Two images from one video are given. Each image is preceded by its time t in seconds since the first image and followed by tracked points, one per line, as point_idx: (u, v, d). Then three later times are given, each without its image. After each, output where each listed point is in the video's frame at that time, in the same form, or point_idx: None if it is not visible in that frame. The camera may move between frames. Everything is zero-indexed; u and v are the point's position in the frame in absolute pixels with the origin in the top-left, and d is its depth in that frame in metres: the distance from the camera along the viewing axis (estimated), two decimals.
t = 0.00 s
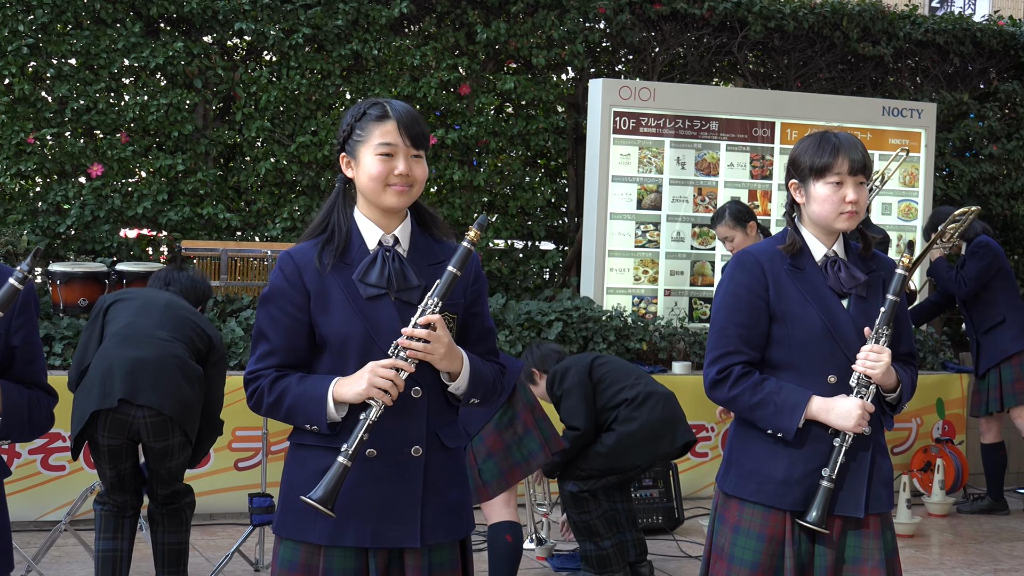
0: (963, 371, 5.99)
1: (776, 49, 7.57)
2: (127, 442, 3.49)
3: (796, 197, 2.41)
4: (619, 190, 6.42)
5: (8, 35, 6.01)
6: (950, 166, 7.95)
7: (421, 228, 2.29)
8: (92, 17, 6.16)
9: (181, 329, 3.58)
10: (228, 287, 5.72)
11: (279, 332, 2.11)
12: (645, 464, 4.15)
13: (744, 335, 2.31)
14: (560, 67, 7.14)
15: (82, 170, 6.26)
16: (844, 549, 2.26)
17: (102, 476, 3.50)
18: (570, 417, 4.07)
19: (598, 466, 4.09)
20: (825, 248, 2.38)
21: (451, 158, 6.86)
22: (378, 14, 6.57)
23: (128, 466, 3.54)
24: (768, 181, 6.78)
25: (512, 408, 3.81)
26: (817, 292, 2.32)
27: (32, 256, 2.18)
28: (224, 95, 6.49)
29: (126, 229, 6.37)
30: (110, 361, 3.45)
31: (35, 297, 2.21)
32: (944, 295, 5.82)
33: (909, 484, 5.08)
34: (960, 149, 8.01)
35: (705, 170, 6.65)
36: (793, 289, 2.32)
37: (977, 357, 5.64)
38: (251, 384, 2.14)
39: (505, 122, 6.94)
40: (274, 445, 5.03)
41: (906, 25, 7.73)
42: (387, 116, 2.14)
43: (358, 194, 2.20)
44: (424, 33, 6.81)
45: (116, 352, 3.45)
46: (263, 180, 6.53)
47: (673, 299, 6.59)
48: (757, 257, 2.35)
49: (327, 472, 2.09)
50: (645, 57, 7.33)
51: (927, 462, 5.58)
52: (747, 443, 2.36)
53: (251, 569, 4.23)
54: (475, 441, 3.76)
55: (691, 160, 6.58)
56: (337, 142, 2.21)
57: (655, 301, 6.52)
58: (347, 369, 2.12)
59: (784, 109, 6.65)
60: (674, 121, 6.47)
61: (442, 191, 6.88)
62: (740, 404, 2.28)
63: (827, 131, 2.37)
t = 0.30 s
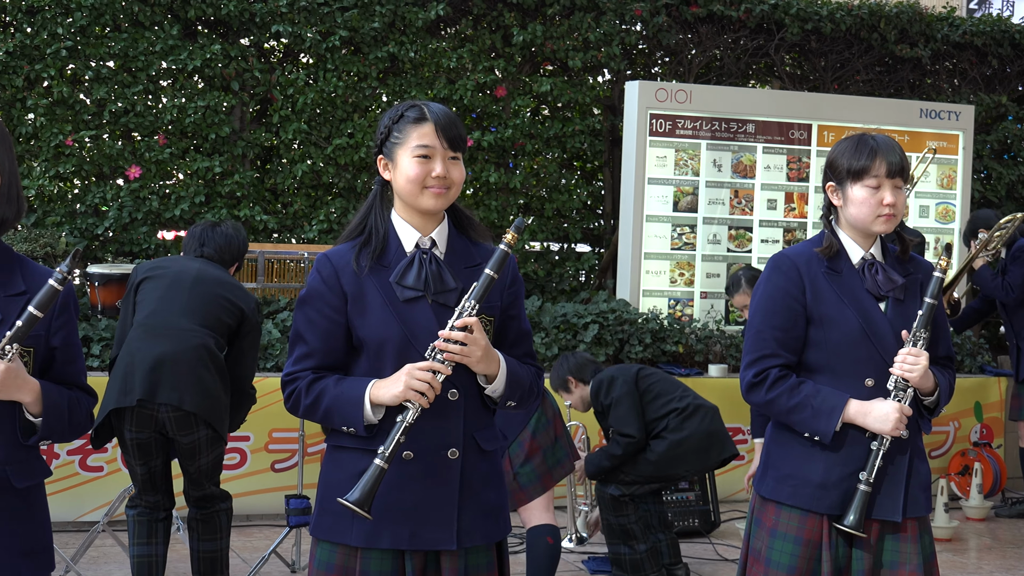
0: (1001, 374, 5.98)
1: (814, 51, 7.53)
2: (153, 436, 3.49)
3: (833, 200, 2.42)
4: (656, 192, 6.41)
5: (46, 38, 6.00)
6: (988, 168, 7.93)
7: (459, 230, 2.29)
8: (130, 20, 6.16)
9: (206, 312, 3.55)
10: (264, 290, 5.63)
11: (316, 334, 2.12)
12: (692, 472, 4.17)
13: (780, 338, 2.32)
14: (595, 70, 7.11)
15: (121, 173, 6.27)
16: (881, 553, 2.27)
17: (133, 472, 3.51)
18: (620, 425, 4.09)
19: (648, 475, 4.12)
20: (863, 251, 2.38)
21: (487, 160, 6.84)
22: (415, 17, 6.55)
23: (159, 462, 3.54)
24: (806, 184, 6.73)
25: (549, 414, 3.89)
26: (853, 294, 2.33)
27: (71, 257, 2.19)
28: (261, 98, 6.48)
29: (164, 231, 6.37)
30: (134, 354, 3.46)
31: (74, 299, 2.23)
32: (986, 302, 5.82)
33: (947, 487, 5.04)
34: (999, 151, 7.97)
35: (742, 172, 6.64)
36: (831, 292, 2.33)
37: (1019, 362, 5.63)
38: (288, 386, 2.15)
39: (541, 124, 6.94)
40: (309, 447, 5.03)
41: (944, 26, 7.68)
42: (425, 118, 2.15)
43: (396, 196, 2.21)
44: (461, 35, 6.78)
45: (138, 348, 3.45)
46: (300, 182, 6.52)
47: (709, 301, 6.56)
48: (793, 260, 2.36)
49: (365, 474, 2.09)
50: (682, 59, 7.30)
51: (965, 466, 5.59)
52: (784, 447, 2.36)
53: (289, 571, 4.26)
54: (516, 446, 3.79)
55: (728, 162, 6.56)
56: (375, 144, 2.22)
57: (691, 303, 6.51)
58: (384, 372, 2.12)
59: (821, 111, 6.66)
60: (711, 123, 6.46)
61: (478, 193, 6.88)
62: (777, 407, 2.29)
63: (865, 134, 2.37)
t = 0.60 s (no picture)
0: None
1: (852, 53, 7.60)
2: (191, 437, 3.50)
3: (870, 203, 2.41)
4: (692, 194, 6.49)
5: (86, 40, 6.10)
6: None
7: (496, 232, 2.29)
8: (169, 23, 6.25)
9: (242, 313, 3.53)
10: (302, 290, 5.63)
11: (355, 335, 2.14)
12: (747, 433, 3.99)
13: (818, 341, 2.31)
14: (632, 72, 7.17)
15: (160, 174, 6.35)
16: (920, 558, 2.27)
17: (172, 473, 3.54)
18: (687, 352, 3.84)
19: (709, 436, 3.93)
20: (900, 254, 2.38)
21: (524, 162, 6.93)
22: (452, 19, 6.62)
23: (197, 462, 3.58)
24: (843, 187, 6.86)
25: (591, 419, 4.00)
26: (890, 297, 2.32)
27: (111, 257, 2.21)
28: (298, 100, 6.54)
29: (202, 232, 6.44)
30: (171, 357, 3.44)
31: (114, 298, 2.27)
32: None
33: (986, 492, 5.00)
34: None
35: (778, 175, 6.74)
36: (868, 295, 2.32)
37: None
38: (326, 387, 2.17)
39: (578, 126, 7.02)
40: (347, 448, 5.01)
41: (983, 28, 7.75)
42: (462, 120, 2.15)
43: (433, 198, 2.23)
44: (497, 37, 6.86)
45: (174, 349, 3.44)
46: (338, 184, 6.60)
47: (745, 303, 6.70)
48: (831, 263, 2.35)
49: (403, 476, 2.10)
50: (719, 61, 7.36)
51: (1004, 471, 5.70)
52: (821, 450, 2.36)
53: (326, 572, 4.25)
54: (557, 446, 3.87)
55: (764, 164, 6.67)
56: (412, 146, 2.23)
57: (728, 305, 6.65)
58: (422, 374, 2.14)
59: (857, 113, 6.72)
60: (748, 125, 6.55)
61: (515, 195, 6.94)
62: (815, 410, 2.28)
63: (903, 137, 2.37)
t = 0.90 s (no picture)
0: None
1: (890, 54, 7.72)
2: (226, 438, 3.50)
3: (906, 206, 2.40)
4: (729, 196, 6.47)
5: (124, 43, 6.37)
6: None
7: (534, 234, 2.30)
8: (206, 26, 6.51)
9: (279, 316, 3.54)
10: (338, 291, 5.66)
11: (391, 337, 2.16)
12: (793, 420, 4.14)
13: (853, 343, 2.31)
14: (668, 74, 7.38)
15: (196, 176, 6.62)
16: (956, 562, 2.26)
17: (206, 474, 3.55)
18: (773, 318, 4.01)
19: (765, 411, 3.99)
20: (936, 257, 2.36)
21: (560, 164, 7.14)
22: (488, 21, 6.86)
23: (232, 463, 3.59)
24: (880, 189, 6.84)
25: (641, 422, 3.63)
26: (927, 301, 2.30)
27: (148, 258, 2.21)
28: (335, 102, 6.80)
29: (239, 233, 6.72)
30: (206, 358, 3.45)
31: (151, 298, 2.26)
32: None
33: None
34: None
35: (815, 177, 6.72)
36: (904, 297, 2.31)
37: None
38: (363, 389, 2.19)
39: (613, 129, 7.23)
40: (382, 449, 4.99)
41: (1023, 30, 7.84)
42: (499, 123, 2.16)
43: (470, 201, 2.24)
44: (534, 39, 7.08)
45: (211, 350, 3.45)
46: (372, 186, 6.86)
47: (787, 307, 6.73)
48: (866, 265, 2.34)
49: (438, 477, 2.10)
50: (756, 62, 7.52)
51: None
52: (857, 453, 2.35)
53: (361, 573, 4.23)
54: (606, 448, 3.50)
55: (801, 167, 6.65)
56: (449, 149, 2.25)
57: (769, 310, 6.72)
58: (459, 376, 2.15)
59: (891, 116, 6.72)
60: (784, 128, 6.52)
61: (549, 196, 7.13)
62: (849, 413, 2.27)
63: (939, 138, 2.35)
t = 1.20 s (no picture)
0: None
1: (921, 57, 7.67)
2: (258, 440, 3.51)
3: (937, 209, 2.39)
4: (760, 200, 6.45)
5: (156, 47, 6.44)
6: None
7: (565, 238, 2.33)
8: (238, 29, 6.57)
9: (312, 318, 3.55)
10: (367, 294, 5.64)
11: (424, 340, 2.19)
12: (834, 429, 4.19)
13: (882, 347, 2.30)
14: (699, 77, 7.34)
15: (228, 179, 6.66)
16: (986, 567, 2.25)
17: (238, 476, 3.55)
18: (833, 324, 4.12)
19: (830, 419, 4.03)
20: (966, 260, 2.35)
21: (589, 167, 7.12)
22: (518, 25, 6.89)
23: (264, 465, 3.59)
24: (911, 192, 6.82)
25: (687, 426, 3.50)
26: (956, 305, 2.29)
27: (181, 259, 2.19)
28: (365, 105, 6.84)
29: (269, 236, 6.75)
30: (239, 360, 3.46)
31: (182, 299, 2.25)
32: None
33: None
34: None
35: (845, 180, 6.68)
36: (933, 301, 2.30)
37: None
38: (396, 391, 2.23)
39: (643, 132, 7.20)
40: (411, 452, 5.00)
41: None
42: (532, 126, 2.20)
43: (502, 204, 2.27)
44: (564, 43, 7.09)
45: (245, 352, 3.46)
46: (403, 189, 6.86)
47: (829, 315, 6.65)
48: (895, 269, 2.34)
49: (471, 480, 2.13)
50: (786, 66, 7.47)
51: None
52: (885, 457, 2.34)
53: None
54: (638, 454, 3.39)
55: (832, 170, 6.63)
56: (482, 153, 2.28)
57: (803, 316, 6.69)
58: (491, 378, 2.18)
59: (925, 120, 6.67)
60: (815, 131, 6.52)
61: (581, 200, 7.13)
62: (877, 417, 2.26)
63: (970, 142, 2.34)
